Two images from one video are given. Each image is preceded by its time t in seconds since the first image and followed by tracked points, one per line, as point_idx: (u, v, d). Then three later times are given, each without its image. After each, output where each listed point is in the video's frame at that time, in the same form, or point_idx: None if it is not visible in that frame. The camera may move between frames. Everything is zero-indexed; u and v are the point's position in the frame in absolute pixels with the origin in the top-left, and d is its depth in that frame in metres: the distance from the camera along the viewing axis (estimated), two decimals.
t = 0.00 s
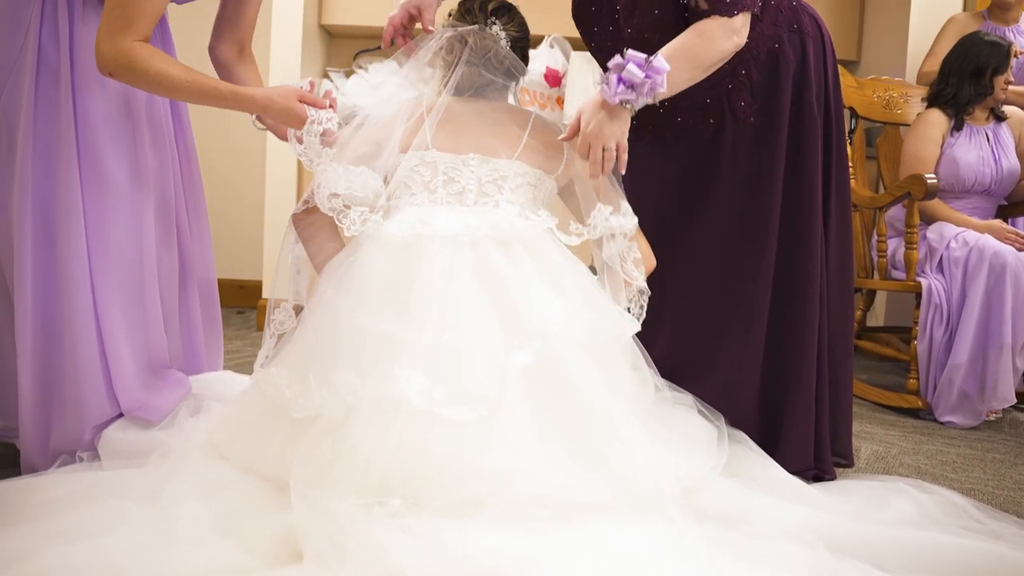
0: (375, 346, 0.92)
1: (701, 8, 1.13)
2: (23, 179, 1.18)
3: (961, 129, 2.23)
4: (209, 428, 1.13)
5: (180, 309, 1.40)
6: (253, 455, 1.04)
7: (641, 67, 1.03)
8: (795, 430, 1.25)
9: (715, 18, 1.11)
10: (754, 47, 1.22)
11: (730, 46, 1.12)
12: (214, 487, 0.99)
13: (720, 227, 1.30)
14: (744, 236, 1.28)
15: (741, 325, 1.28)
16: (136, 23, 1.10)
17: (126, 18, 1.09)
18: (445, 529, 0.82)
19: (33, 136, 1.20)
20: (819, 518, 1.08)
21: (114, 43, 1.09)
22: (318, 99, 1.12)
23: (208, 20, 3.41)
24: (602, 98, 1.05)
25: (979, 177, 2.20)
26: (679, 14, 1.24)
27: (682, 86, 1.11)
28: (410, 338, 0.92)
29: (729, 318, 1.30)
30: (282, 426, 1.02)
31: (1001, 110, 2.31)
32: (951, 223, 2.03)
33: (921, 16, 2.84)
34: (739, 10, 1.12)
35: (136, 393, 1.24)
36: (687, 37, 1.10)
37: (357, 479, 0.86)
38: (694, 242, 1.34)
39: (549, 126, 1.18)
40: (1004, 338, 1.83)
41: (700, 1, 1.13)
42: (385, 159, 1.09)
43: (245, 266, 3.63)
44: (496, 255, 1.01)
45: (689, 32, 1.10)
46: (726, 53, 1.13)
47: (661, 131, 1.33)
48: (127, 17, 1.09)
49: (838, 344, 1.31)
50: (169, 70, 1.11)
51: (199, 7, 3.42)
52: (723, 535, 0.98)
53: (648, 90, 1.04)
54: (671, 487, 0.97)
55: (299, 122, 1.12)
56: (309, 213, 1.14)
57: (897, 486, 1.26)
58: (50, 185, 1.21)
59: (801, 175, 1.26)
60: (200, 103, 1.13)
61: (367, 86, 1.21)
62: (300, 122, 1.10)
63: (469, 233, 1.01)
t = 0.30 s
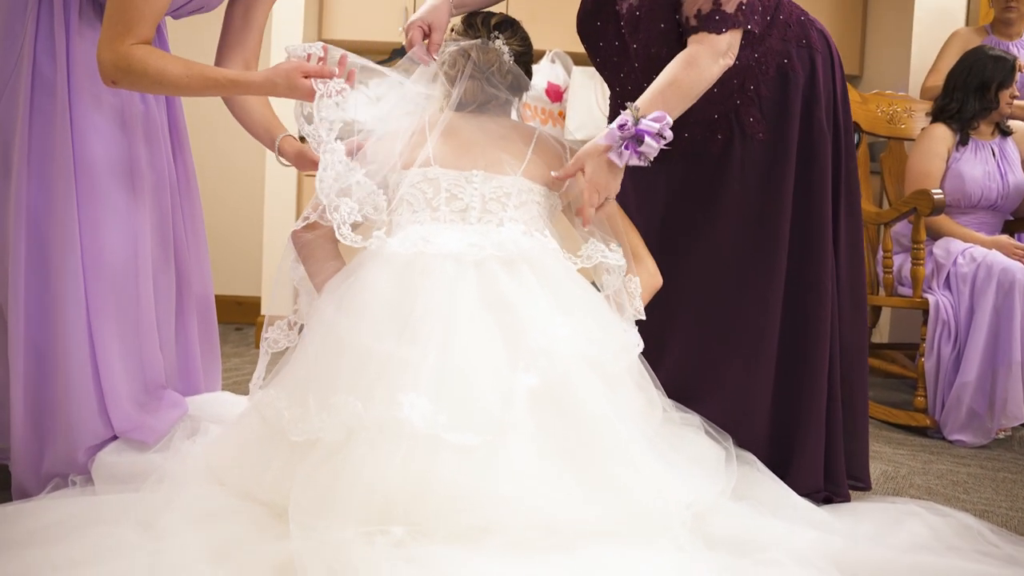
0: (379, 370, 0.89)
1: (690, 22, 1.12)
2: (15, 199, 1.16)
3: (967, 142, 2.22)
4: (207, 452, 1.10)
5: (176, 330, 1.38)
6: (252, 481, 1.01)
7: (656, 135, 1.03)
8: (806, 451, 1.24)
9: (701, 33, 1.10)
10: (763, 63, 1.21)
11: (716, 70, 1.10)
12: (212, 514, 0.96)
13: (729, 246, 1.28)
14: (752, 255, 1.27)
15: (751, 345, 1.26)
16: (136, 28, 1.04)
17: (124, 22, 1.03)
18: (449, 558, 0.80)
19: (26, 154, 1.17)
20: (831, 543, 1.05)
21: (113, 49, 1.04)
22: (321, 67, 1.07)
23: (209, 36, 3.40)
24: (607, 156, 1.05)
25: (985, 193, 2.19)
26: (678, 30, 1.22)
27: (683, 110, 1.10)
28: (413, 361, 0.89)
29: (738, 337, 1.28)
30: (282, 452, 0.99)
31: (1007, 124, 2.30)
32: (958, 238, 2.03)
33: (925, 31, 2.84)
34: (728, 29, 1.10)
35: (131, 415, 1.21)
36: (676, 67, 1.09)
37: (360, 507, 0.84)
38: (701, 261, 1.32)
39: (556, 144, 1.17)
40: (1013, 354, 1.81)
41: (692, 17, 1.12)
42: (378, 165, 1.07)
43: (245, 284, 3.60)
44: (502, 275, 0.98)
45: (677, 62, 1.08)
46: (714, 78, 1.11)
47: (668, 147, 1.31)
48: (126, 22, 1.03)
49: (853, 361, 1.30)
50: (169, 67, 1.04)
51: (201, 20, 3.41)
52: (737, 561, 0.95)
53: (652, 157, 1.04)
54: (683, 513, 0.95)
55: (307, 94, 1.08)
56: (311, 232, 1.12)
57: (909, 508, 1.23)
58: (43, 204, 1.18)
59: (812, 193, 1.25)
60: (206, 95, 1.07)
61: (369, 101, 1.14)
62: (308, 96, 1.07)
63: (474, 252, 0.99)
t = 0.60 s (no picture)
0: (379, 394, 0.87)
1: (699, 37, 1.10)
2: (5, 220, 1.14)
3: (973, 158, 2.21)
4: (201, 477, 1.07)
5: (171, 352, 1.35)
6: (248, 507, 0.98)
7: (658, 148, 1.01)
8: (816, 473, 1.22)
9: (710, 48, 1.08)
10: (770, 78, 1.20)
11: (724, 87, 1.08)
12: (206, 542, 0.93)
13: (737, 265, 1.26)
14: (760, 274, 1.25)
15: (761, 365, 1.24)
16: (134, 38, 1.01)
17: (121, 32, 1.00)
18: None
19: (17, 174, 1.15)
20: (842, 568, 1.03)
21: (111, 60, 1.00)
22: (314, 51, 0.98)
23: (207, 52, 3.39)
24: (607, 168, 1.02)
25: (992, 209, 2.18)
26: (686, 45, 1.20)
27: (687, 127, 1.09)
28: (415, 385, 0.87)
29: (747, 357, 1.25)
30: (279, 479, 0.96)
31: (1012, 140, 2.28)
32: (964, 254, 2.01)
33: (928, 45, 2.83)
34: (737, 43, 1.08)
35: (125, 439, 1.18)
36: (683, 82, 1.07)
37: (359, 534, 0.81)
38: (707, 280, 1.29)
39: (559, 159, 1.15)
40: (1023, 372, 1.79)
41: (699, 32, 1.10)
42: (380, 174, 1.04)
43: (244, 301, 3.57)
44: (506, 296, 0.96)
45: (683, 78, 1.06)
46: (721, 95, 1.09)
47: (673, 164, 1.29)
48: (123, 32, 1.00)
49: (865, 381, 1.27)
50: (166, 73, 0.99)
51: (200, 35, 3.40)
52: None
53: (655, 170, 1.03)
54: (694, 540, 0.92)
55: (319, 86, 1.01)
56: (309, 251, 1.10)
57: (923, 531, 1.20)
58: (35, 224, 1.16)
59: (820, 209, 1.24)
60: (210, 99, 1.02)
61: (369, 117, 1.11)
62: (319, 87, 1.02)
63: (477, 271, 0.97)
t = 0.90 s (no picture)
0: (379, 418, 0.85)
1: (704, 51, 1.09)
2: None
3: (978, 175, 2.20)
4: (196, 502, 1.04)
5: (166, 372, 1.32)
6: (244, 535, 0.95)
7: (668, 169, 0.99)
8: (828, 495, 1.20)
9: (716, 63, 1.06)
10: (777, 94, 1.18)
11: (729, 103, 1.06)
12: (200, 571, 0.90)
13: (742, 283, 1.24)
14: (767, 293, 1.22)
15: (767, 386, 1.22)
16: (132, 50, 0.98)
17: (118, 45, 0.98)
18: None
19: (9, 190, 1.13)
20: None
21: (108, 74, 0.98)
22: (307, 41, 0.96)
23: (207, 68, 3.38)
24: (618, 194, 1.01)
25: (999, 225, 2.17)
26: (690, 60, 1.18)
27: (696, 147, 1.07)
28: (416, 408, 0.84)
29: (753, 378, 1.23)
30: (276, 505, 0.93)
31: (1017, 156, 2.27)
32: (972, 271, 2.01)
33: (930, 61, 2.83)
34: (744, 58, 1.07)
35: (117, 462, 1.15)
36: (687, 100, 1.05)
37: (359, 562, 0.77)
38: (712, 299, 1.27)
39: (564, 177, 1.13)
40: None
41: (705, 47, 1.08)
42: (387, 189, 1.01)
43: (242, 319, 3.54)
44: (509, 318, 0.94)
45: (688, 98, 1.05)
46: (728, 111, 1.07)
47: (678, 182, 1.27)
48: (120, 45, 0.98)
49: (873, 402, 1.26)
50: (164, 82, 0.97)
51: (200, 51, 3.39)
52: None
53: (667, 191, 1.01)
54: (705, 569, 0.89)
55: (328, 71, 0.98)
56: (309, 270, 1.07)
57: (937, 556, 1.17)
58: (26, 242, 1.14)
59: (828, 228, 1.22)
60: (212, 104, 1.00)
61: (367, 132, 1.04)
62: (331, 75, 0.99)
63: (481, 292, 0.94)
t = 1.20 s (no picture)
0: (378, 442, 0.82)
1: (703, 71, 1.07)
2: None
3: (983, 193, 2.18)
4: (189, 527, 1.01)
5: (162, 393, 1.30)
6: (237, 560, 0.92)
7: (670, 198, 0.99)
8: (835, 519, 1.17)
9: (715, 84, 1.05)
10: (782, 111, 1.17)
11: (729, 123, 1.05)
12: None
13: (747, 302, 1.22)
14: (773, 311, 1.20)
15: (773, 406, 1.19)
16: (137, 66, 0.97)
17: (122, 61, 0.97)
18: None
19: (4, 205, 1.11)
20: None
21: (113, 91, 0.97)
22: (313, 50, 0.96)
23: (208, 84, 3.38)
24: (619, 222, 1.01)
25: (1004, 242, 2.16)
26: (690, 79, 1.17)
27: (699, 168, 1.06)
28: (417, 432, 0.82)
29: (759, 398, 1.21)
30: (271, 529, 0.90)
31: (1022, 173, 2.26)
32: (978, 290, 2.00)
33: (932, 79, 2.84)
34: (742, 78, 1.05)
35: (110, 484, 1.13)
36: (686, 124, 1.04)
37: None
38: (717, 318, 1.25)
39: (566, 197, 1.11)
40: None
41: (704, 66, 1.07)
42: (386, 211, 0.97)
43: (239, 337, 3.51)
44: (512, 340, 0.92)
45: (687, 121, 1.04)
46: (726, 133, 1.06)
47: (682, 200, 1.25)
48: (124, 60, 0.96)
49: (880, 423, 1.23)
50: (169, 95, 0.95)
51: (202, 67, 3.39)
52: None
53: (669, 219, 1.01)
54: None
55: (330, 79, 0.95)
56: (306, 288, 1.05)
57: None
58: (20, 258, 1.12)
59: (834, 246, 1.20)
60: (216, 116, 0.98)
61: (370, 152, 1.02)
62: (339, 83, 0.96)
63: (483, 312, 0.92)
